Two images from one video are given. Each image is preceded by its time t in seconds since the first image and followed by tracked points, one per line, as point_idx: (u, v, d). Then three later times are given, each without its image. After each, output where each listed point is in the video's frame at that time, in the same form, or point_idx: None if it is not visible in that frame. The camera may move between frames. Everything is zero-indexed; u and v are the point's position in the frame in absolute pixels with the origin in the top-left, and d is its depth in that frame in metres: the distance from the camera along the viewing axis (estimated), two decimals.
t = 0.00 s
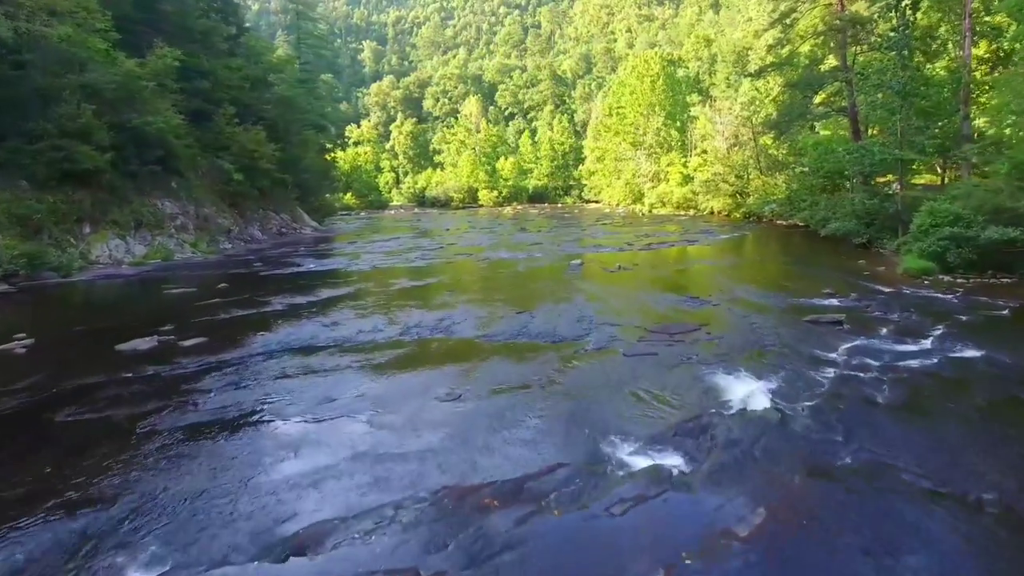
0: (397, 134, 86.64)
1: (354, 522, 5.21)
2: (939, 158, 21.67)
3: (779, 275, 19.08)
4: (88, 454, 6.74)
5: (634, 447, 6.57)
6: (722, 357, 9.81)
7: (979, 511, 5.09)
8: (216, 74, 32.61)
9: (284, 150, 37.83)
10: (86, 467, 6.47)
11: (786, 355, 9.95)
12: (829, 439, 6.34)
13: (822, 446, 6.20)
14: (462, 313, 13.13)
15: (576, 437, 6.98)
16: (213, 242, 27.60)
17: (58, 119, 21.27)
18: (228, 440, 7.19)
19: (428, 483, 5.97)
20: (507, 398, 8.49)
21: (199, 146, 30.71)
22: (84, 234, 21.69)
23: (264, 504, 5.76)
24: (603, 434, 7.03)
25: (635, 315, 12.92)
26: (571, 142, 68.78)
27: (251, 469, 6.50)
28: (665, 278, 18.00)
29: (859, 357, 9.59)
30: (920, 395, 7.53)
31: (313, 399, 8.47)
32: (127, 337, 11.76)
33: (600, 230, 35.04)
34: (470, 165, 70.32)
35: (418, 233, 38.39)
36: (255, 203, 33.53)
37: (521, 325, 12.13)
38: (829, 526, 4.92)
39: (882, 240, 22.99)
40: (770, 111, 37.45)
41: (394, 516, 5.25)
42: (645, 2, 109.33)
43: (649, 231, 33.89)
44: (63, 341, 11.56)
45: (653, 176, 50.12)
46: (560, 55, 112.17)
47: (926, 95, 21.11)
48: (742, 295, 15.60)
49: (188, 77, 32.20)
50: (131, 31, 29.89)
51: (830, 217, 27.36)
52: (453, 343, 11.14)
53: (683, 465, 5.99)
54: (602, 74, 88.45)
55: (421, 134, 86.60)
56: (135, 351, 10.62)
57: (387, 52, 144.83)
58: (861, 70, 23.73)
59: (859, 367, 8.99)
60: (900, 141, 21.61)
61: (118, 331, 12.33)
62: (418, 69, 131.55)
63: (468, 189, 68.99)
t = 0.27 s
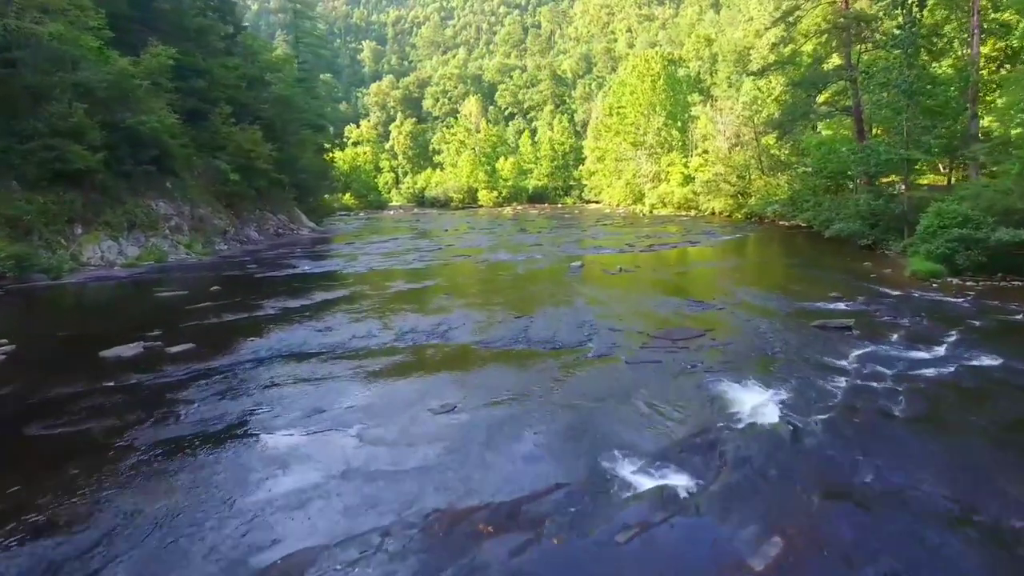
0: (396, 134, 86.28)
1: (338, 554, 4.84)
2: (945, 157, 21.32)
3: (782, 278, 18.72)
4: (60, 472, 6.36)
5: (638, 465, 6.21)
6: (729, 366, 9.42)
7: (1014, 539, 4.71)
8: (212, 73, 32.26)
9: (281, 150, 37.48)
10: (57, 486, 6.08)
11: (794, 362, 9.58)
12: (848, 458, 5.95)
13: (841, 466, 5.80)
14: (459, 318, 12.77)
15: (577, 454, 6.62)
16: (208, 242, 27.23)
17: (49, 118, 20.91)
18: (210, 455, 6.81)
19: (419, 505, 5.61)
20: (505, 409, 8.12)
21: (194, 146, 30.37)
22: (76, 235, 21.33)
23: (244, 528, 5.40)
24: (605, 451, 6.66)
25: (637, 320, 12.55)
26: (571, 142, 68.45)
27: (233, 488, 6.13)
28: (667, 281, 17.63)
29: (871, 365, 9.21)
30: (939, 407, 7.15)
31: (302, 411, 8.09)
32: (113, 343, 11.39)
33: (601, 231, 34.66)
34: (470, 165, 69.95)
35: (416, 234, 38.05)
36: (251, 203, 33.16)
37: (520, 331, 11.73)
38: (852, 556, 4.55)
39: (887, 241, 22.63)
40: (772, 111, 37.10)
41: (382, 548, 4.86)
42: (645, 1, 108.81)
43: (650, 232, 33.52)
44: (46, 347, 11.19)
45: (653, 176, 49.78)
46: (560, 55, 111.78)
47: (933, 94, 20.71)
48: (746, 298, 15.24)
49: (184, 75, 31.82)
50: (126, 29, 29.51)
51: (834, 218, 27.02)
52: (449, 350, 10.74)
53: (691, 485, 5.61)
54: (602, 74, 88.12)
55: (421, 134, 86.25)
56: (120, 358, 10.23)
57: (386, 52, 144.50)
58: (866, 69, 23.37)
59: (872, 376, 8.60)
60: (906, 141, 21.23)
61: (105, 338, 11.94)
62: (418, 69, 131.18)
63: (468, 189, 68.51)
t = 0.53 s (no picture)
0: (395, 134, 85.90)
1: None
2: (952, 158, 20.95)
3: (787, 280, 18.36)
4: (28, 492, 5.97)
5: (643, 486, 5.85)
6: (736, 376, 9.05)
7: None
8: (208, 72, 31.89)
9: (277, 150, 37.11)
10: (22, 508, 5.69)
11: (804, 372, 9.22)
12: (870, 480, 5.58)
13: (863, 489, 5.43)
14: (456, 323, 12.41)
15: (578, 473, 6.25)
16: (203, 244, 26.87)
17: (39, 117, 20.54)
18: (191, 473, 6.42)
19: (411, 530, 5.25)
20: (503, 421, 7.74)
21: (189, 146, 29.99)
22: (67, 236, 20.96)
23: (224, 556, 5.03)
24: (608, 469, 6.29)
25: (639, 326, 12.19)
26: (572, 142, 68.08)
27: (215, 509, 5.75)
28: (670, 284, 17.26)
29: (885, 374, 8.83)
30: (961, 421, 6.77)
31: (291, 423, 7.71)
32: (97, 349, 10.99)
33: (601, 232, 34.30)
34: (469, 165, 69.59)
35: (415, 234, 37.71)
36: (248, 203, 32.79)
37: (519, 337, 11.34)
38: None
39: (893, 242, 22.26)
40: (774, 110, 36.74)
41: None
42: (646, 1, 108.37)
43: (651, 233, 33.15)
44: (27, 355, 10.79)
45: (654, 176, 49.42)
46: (560, 54, 111.34)
47: (940, 93, 20.36)
48: (751, 302, 14.87)
49: (179, 75, 31.45)
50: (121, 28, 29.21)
51: (838, 219, 26.66)
52: (446, 357, 10.36)
53: (701, 511, 5.23)
54: (602, 74, 87.76)
55: (420, 134, 85.88)
56: (102, 365, 9.83)
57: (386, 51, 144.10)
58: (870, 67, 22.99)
59: (887, 386, 8.23)
60: (912, 140, 20.86)
61: (89, 344, 11.54)
62: (418, 69, 130.77)
63: (468, 190, 68.13)
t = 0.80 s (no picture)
0: (395, 134, 85.53)
1: None
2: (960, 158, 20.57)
3: (791, 282, 18.00)
4: None
5: (648, 508, 5.48)
6: (743, 385, 8.68)
7: None
8: (203, 71, 31.54)
9: (274, 149, 36.76)
10: None
11: (814, 381, 8.85)
12: (892, 502, 5.22)
13: (886, 513, 5.07)
14: (452, 328, 12.06)
15: (579, 493, 5.87)
16: (198, 245, 26.50)
17: (29, 115, 20.18)
18: (167, 492, 6.04)
19: (399, 560, 4.90)
20: (499, 434, 7.36)
21: (184, 146, 29.64)
22: (58, 237, 20.61)
23: None
24: (611, 488, 5.91)
25: (642, 331, 11.82)
26: (572, 142, 67.74)
27: (191, 534, 5.37)
28: (672, 286, 16.89)
29: (900, 383, 8.46)
30: (985, 435, 6.41)
31: (277, 436, 7.34)
32: (79, 356, 10.60)
33: (602, 232, 33.92)
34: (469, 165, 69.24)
35: (413, 235, 37.35)
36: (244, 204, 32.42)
37: (518, 343, 10.95)
38: None
39: (899, 244, 21.89)
40: (776, 110, 36.36)
41: None
42: (646, 1, 107.94)
43: (652, 234, 32.78)
44: (7, 362, 10.41)
45: (655, 177, 49.07)
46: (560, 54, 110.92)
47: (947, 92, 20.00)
48: (756, 305, 14.50)
49: (175, 73, 31.08)
50: (116, 26, 28.87)
51: (842, 220, 26.28)
52: (441, 365, 9.97)
53: (712, 538, 4.87)
54: (603, 74, 87.44)
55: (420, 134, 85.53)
56: (82, 374, 9.44)
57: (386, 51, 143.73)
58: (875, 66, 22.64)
59: (902, 396, 7.87)
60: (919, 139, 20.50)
61: (72, 349, 11.15)
62: (418, 69, 130.43)
63: (467, 190, 67.75)
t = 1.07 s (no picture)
0: (394, 134, 85.15)
1: None
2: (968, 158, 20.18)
3: (796, 285, 17.63)
4: None
5: (655, 537, 5.12)
6: (752, 396, 8.30)
7: None
8: (199, 70, 31.19)
9: (271, 149, 36.40)
10: None
11: (825, 391, 8.47)
12: (918, 534, 4.90)
13: (911, 547, 4.76)
14: (449, 333, 11.72)
15: (580, 520, 5.49)
16: (193, 246, 26.14)
17: (20, 115, 19.84)
18: (141, 515, 5.66)
19: None
20: (496, 450, 6.98)
21: (180, 146, 29.30)
22: (49, 239, 20.26)
23: None
24: (614, 514, 5.54)
25: (645, 337, 11.45)
26: (572, 142, 67.38)
27: (165, 565, 5.00)
28: (675, 289, 16.53)
29: (917, 394, 8.12)
30: (1011, 455, 6.07)
31: (262, 452, 6.95)
32: (61, 363, 10.23)
33: (602, 233, 33.53)
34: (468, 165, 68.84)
35: (412, 236, 36.99)
36: (240, 205, 32.07)
37: (517, 350, 10.57)
38: None
39: (905, 245, 21.54)
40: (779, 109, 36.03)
41: None
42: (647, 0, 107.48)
43: (653, 235, 32.40)
44: None
45: (656, 177, 48.72)
46: (560, 54, 110.45)
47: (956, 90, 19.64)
48: (761, 309, 14.15)
49: (170, 72, 30.71)
50: (110, 24, 28.40)
51: (847, 221, 25.88)
52: (436, 373, 9.58)
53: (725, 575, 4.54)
54: (603, 73, 87.06)
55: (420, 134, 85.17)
56: (62, 382, 9.05)
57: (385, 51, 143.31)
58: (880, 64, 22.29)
59: (921, 408, 7.50)
60: (926, 139, 20.16)
61: (55, 355, 10.78)
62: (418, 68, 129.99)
63: (467, 190, 67.36)
